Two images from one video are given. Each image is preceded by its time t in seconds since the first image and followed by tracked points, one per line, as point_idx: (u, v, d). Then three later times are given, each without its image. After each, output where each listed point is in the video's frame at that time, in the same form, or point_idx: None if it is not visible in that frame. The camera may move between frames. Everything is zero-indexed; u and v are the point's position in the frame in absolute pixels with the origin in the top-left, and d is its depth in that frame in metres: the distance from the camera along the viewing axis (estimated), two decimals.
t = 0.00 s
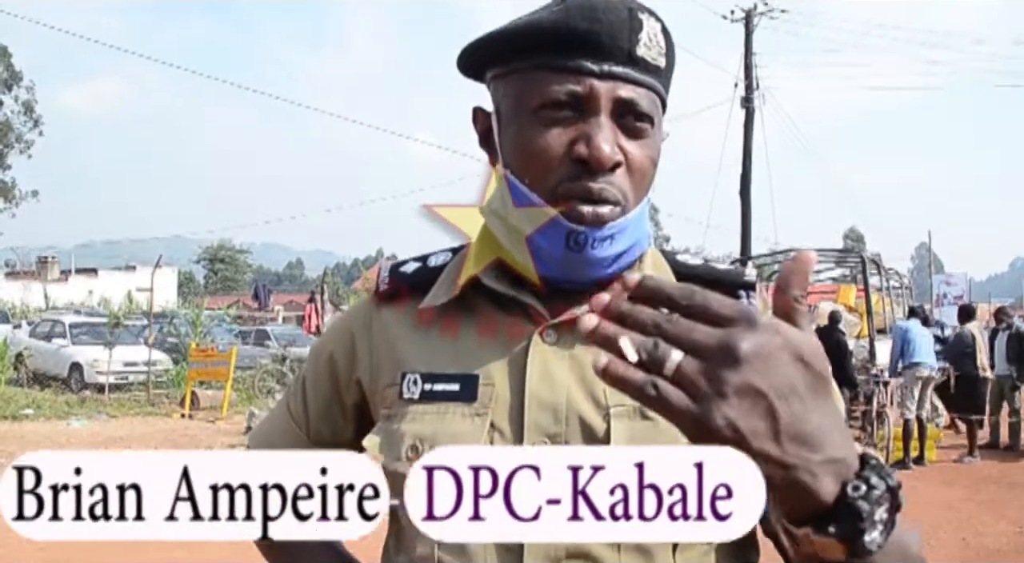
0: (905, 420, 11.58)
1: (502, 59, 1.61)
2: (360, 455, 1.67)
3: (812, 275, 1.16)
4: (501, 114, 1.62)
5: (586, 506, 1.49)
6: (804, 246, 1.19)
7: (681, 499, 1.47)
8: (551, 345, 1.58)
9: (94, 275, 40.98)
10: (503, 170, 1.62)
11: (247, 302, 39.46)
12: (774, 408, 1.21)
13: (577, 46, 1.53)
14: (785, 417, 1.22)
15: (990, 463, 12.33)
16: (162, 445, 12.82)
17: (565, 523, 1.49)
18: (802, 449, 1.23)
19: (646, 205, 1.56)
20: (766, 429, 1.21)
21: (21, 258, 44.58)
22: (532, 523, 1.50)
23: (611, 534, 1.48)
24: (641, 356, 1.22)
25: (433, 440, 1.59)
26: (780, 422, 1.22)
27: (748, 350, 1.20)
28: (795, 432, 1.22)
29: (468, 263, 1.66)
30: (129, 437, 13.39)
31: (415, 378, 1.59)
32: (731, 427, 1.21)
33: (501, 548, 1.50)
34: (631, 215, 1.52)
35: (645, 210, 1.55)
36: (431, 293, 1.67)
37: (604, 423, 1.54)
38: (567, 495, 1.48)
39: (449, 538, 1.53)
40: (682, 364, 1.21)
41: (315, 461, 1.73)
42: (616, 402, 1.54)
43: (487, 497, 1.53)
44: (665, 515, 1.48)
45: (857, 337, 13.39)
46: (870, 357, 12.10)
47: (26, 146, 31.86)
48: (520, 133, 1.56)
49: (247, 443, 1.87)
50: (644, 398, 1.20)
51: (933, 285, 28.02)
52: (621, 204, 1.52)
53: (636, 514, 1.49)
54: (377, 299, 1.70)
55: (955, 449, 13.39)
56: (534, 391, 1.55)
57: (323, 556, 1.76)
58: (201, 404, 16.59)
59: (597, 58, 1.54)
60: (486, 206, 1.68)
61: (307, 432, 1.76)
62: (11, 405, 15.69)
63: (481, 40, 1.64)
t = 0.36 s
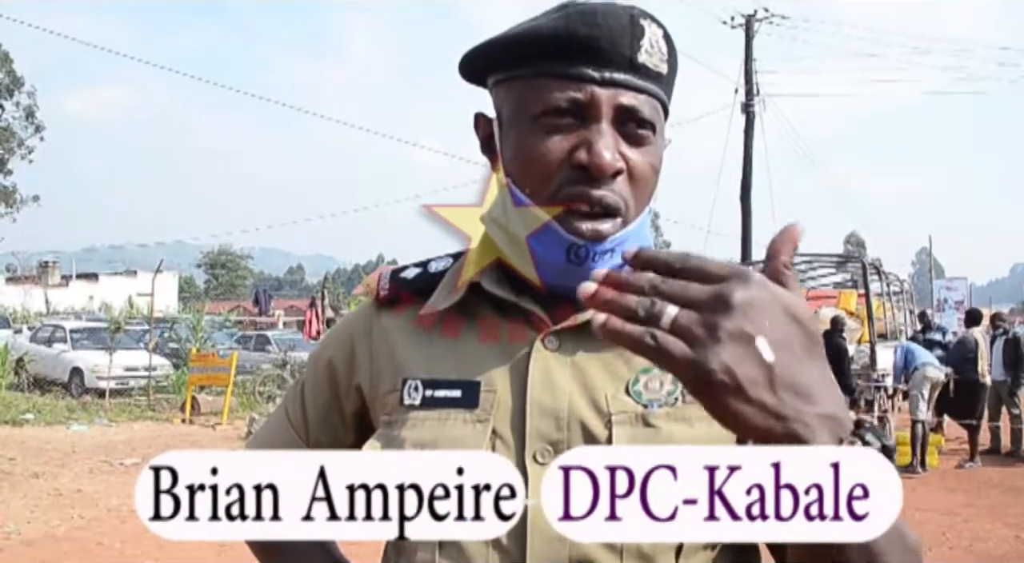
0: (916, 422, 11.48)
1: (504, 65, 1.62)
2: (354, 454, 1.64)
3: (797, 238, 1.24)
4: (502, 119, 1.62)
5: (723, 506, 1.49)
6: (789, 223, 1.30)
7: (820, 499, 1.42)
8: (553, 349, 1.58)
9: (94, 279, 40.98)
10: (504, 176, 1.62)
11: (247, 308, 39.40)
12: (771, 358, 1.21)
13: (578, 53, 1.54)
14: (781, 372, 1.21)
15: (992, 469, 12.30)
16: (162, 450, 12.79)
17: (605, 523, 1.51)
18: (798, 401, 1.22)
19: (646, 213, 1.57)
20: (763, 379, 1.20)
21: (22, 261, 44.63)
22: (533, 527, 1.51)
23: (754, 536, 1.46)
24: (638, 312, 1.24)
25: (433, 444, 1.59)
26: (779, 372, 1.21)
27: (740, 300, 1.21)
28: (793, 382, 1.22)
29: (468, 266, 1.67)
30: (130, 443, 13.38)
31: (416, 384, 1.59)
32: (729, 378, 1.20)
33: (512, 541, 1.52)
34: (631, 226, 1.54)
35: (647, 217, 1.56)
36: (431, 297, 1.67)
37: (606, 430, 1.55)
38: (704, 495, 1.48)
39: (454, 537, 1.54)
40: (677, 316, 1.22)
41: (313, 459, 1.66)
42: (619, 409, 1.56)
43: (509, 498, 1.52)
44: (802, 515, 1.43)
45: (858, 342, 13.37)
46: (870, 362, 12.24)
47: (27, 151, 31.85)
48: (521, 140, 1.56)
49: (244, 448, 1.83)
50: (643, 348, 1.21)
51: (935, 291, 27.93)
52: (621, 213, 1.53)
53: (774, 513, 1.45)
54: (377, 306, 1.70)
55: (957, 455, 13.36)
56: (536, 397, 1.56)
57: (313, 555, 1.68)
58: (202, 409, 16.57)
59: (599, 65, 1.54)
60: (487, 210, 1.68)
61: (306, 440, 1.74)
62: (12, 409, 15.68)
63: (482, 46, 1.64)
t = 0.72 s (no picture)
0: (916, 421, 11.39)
1: (496, 64, 1.61)
2: (352, 455, 1.64)
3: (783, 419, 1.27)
4: (494, 119, 1.61)
5: (721, 506, 1.53)
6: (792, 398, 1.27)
7: (819, 498, 1.57)
8: (551, 354, 1.58)
9: (93, 280, 40.94)
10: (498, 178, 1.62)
11: (247, 309, 39.40)
12: None
13: (569, 53, 1.53)
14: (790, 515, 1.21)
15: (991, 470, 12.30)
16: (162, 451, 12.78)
17: (605, 523, 1.54)
18: None
19: (643, 214, 1.58)
20: None
21: (22, 262, 44.60)
22: (533, 532, 1.52)
23: (752, 533, 1.51)
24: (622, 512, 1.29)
25: (430, 448, 1.58)
26: None
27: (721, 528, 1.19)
28: None
29: (467, 268, 1.67)
30: (130, 443, 13.38)
31: (413, 389, 1.59)
32: None
33: (510, 543, 1.53)
34: (627, 228, 1.54)
35: (642, 222, 1.57)
36: (429, 299, 1.66)
37: (608, 435, 1.55)
38: (703, 494, 1.53)
39: (452, 538, 1.55)
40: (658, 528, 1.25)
41: (312, 459, 1.66)
42: (621, 414, 1.56)
43: (509, 499, 1.53)
44: (801, 514, 1.56)
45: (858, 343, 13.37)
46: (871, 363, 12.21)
47: (26, 152, 31.82)
48: (513, 141, 1.56)
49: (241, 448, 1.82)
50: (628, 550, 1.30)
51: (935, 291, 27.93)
52: (616, 215, 1.54)
53: (772, 513, 1.56)
54: (374, 309, 1.70)
55: (956, 456, 13.37)
56: (534, 402, 1.55)
57: (310, 556, 1.65)
58: (201, 410, 16.56)
59: (591, 64, 1.53)
60: (483, 214, 1.68)
61: (303, 441, 1.73)
62: (11, 411, 15.65)
63: (474, 45, 1.63)
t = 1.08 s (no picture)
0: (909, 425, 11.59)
1: (518, 63, 1.60)
2: (355, 454, 1.63)
3: None
4: (515, 119, 1.61)
5: (722, 506, 1.48)
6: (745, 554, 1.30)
7: (820, 499, 1.53)
8: (562, 354, 1.57)
9: (93, 281, 40.95)
10: (517, 178, 1.61)
11: (246, 310, 39.40)
12: None
13: (596, 55, 1.52)
14: None
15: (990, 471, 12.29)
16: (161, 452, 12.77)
17: (604, 522, 1.52)
18: None
19: (661, 218, 1.57)
20: None
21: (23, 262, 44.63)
22: (541, 532, 1.52)
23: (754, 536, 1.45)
24: None
25: (437, 446, 1.58)
26: None
27: None
28: None
29: (476, 267, 1.66)
30: (130, 444, 13.37)
31: (422, 385, 1.59)
32: None
33: (518, 542, 1.53)
34: (647, 234, 1.54)
35: (661, 225, 1.57)
36: (437, 297, 1.66)
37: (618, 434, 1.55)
38: (703, 495, 1.47)
39: (454, 538, 1.54)
40: None
41: (311, 459, 1.64)
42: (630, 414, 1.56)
43: (509, 498, 1.53)
44: (802, 515, 1.51)
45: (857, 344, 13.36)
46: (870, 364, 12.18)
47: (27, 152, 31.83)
48: (535, 141, 1.55)
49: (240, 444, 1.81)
50: None
51: (934, 293, 27.94)
52: (638, 219, 1.54)
53: (772, 514, 1.51)
54: (380, 305, 1.69)
55: (955, 457, 13.36)
56: (544, 401, 1.56)
57: (308, 557, 1.64)
58: (201, 411, 16.55)
59: (616, 67, 1.53)
60: (500, 213, 1.67)
61: (305, 438, 1.72)
62: (10, 411, 15.65)
63: (496, 45, 1.62)
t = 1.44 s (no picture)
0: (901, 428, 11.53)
1: (512, 54, 1.60)
2: (354, 455, 1.62)
3: None
4: (511, 110, 1.61)
5: (721, 506, 1.55)
6: None
7: (819, 498, 1.58)
8: (556, 357, 1.56)
9: (93, 281, 40.94)
10: (514, 165, 1.60)
11: (246, 310, 39.38)
12: None
13: (593, 39, 1.54)
14: None
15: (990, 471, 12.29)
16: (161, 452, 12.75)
17: (605, 523, 1.53)
18: None
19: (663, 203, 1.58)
20: None
21: (23, 263, 44.60)
22: (537, 533, 1.50)
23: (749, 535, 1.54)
24: None
25: (431, 447, 1.56)
26: None
27: None
28: None
29: (471, 267, 1.65)
30: (130, 444, 13.37)
31: (415, 388, 1.57)
32: None
33: (510, 544, 1.51)
34: (651, 212, 1.55)
35: (663, 210, 1.57)
36: (432, 296, 1.65)
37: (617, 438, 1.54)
38: (703, 494, 1.53)
39: (449, 538, 1.53)
40: None
41: (313, 459, 1.65)
42: (629, 418, 1.55)
43: (509, 499, 1.52)
44: (802, 515, 1.57)
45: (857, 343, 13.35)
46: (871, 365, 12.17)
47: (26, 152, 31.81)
48: (537, 125, 1.55)
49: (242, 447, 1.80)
50: None
51: (934, 292, 27.90)
52: (642, 199, 1.55)
53: (772, 513, 1.57)
54: (376, 306, 1.68)
55: (955, 457, 13.35)
56: (540, 404, 1.54)
57: (313, 557, 1.64)
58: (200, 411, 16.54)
59: (615, 50, 1.55)
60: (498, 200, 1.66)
61: (303, 440, 1.70)
62: (10, 411, 15.64)
63: (489, 38, 1.62)
